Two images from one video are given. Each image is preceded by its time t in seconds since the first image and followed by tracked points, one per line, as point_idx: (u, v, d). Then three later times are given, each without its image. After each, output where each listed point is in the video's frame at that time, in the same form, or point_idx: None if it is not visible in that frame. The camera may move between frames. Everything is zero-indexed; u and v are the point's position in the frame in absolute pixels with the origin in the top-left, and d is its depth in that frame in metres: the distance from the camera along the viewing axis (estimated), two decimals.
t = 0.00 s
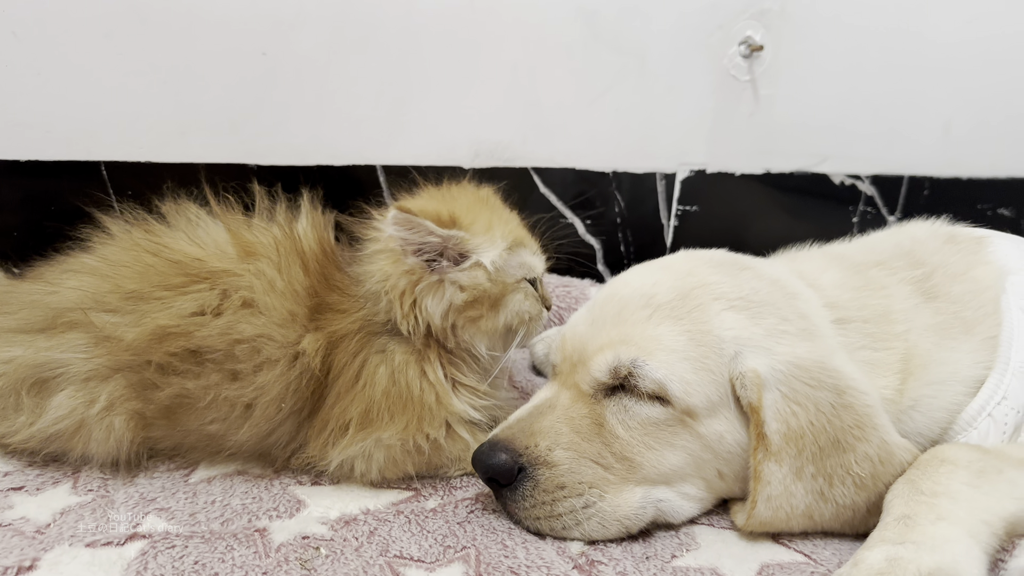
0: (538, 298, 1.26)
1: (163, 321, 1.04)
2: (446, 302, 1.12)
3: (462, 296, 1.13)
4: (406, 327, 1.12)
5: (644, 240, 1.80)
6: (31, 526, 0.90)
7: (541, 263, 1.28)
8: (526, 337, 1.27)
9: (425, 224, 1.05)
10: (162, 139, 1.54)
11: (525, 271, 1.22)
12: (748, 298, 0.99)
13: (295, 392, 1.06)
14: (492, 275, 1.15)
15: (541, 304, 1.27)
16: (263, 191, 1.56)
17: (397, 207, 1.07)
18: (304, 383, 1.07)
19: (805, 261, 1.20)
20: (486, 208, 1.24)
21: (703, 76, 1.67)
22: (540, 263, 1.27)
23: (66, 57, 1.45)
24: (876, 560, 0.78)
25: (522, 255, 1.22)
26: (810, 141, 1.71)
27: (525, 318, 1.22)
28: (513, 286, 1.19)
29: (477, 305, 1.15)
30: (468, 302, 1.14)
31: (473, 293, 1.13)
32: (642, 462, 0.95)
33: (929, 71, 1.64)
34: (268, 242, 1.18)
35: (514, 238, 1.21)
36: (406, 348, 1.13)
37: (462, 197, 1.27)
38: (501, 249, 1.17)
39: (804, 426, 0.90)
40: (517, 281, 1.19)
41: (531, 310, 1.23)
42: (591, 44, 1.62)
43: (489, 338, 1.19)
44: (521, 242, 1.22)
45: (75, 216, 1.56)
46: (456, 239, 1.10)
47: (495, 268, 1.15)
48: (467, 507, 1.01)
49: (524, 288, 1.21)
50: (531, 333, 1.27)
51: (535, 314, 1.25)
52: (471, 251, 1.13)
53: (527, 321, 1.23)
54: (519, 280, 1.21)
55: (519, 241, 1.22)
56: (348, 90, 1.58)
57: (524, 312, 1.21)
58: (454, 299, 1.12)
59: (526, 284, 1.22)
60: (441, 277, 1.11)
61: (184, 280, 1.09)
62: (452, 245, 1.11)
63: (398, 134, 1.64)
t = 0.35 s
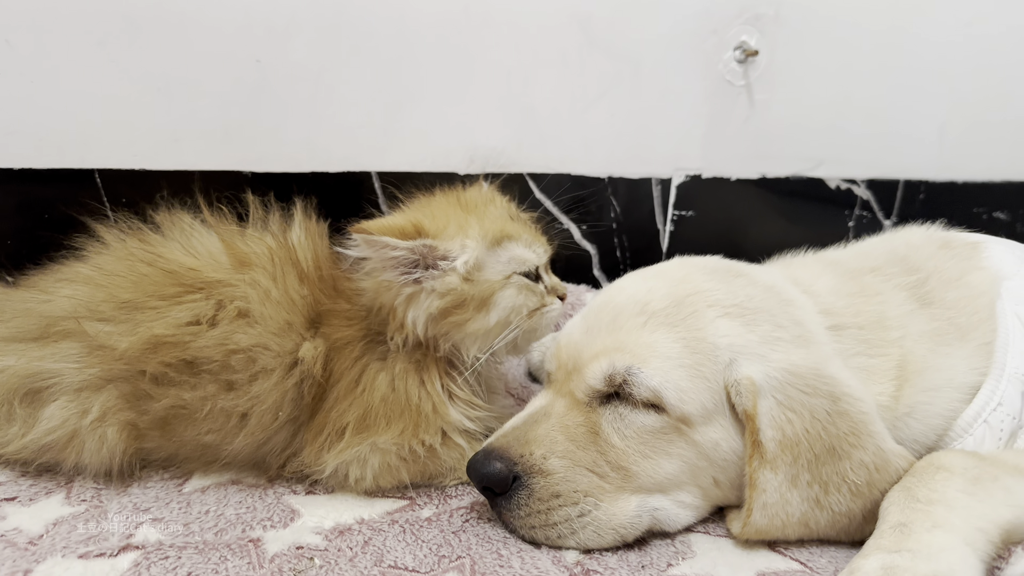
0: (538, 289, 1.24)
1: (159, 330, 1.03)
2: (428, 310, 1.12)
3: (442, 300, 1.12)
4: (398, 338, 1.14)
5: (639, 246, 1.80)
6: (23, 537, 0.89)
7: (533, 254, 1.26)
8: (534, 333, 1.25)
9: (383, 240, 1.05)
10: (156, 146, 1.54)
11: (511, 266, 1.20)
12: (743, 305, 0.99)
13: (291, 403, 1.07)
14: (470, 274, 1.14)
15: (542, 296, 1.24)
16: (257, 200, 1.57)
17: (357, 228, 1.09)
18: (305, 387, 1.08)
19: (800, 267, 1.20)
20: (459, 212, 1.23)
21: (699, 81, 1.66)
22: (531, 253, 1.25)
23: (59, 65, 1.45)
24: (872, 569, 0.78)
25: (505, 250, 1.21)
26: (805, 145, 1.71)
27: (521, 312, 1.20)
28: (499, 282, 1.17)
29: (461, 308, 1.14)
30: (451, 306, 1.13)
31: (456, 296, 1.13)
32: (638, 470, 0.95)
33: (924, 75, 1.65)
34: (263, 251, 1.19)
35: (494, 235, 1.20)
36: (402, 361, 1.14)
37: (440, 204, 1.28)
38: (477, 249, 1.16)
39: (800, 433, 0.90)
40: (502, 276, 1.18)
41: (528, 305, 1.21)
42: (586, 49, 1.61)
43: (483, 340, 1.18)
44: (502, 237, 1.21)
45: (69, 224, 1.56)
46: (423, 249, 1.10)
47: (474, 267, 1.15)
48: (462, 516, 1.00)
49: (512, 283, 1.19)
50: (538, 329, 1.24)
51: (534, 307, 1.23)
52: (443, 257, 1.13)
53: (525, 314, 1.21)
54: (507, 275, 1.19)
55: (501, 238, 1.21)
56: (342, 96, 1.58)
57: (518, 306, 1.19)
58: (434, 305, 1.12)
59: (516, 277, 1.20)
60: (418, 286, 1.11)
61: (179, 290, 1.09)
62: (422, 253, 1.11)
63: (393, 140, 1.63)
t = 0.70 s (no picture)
0: (547, 294, 1.23)
1: (160, 338, 1.04)
2: (433, 321, 1.14)
3: (445, 311, 1.13)
4: (410, 348, 1.16)
5: (635, 252, 1.80)
6: (19, 548, 0.89)
7: (541, 259, 1.26)
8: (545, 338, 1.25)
9: (383, 256, 1.06)
10: (153, 154, 1.54)
11: (516, 272, 1.20)
12: (739, 311, 0.99)
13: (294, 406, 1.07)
14: (472, 283, 1.15)
15: (551, 301, 1.24)
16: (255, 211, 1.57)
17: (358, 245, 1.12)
18: (312, 389, 1.09)
19: (797, 273, 1.21)
20: (463, 221, 1.24)
21: (695, 88, 1.66)
22: (538, 258, 1.25)
23: (55, 73, 1.45)
24: None
25: (512, 256, 1.21)
26: (802, 151, 1.72)
27: (528, 318, 1.20)
28: (504, 290, 1.17)
29: (465, 317, 1.15)
30: (456, 316, 1.14)
31: (459, 305, 1.14)
32: (637, 479, 0.95)
33: (919, 80, 1.65)
34: (263, 262, 1.20)
35: (499, 242, 1.20)
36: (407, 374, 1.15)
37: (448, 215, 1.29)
38: (479, 257, 1.16)
39: (796, 440, 0.90)
40: (507, 283, 1.18)
41: (535, 311, 1.21)
42: (582, 56, 1.62)
43: (491, 348, 1.18)
44: (507, 244, 1.21)
45: (66, 233, 1.56)
46: (425, 261, 1.11)
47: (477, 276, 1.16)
48: (459, 525, 1.00)
49: (518, 289, 1.19)
50: (549, 334, 1.24)
51: (543, 313, 1.22)
52: (446, 267, 1.14)
53: (533, 320, 1.21)
54: (513, 283, 1.19)
55: (507, 244, 1.21)
56: (339, 104, 1.58)
57: (524, 314, 1.20)
58: (439, 315, 1.13)
59: (521, 284, 1.20)
60: (423, 297, 1.12)
61: (179, 300, 1.09)
62: (425, 265, 1.12)
63: (390, 148, 1.63)
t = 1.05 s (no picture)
0: (540, 302, 1.21)
1: (159, 347, 1.04)
2: (420, 333, 1.12)
3: (434, 322, 1.11)
4: (399, 361, 1.14)
5: (634, 254, 1.80)
6: (19, 555, 0.89)
7: (532, 265, 1.23)
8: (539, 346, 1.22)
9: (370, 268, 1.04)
10: (151, 159, 1.54)
11: (507, 280, 1.18)
12: (736, 315, 0.99)
13: (291, 414, 1.07)
14: (460, 294, 1.13)
15: (544, 309, 1.21)
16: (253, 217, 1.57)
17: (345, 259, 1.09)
18: (307, 399, 1.09)
19: (794, 277, 1.21)
20: (452, 229, 1.22)
21: (692, 91, 1.67)
22: (529, 264, 1.23)
23: (53, 78, 1.45)
24: None
25: (502, 263, 1.18)
26: (800, 154, 1.72)
27: (520, 327, 1.18)
28: (494, 300, 1.15)
29: (454, 328, 1.12)
30: (443, 327, 1.12)
31: (447, 317, 1.11)
32: (637, 485, 0.94)
33: (916, 84, 1.66)
34: (260, 270, 1.20)
35: (489, 250, 1.17)
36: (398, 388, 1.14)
37: (439, 222, 1.26)
38: (467, 267, 1.14)
39: (793, 443, 0.90)
40: (497, 292, 1.16)
41: (527, 319, 1.19)
42: (579, 60, 1.62)
43: (480, 358, 1.16)
44: (496, 251, 1.18)
45: (65, 239, 1.56)
46: (412, 272, 1.08)
47: (465, 284, 1.13)
48: (458, 531, 1.00)
49: (509, 299, 1.17)
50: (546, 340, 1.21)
51: (535, 322, 1.20)
52: (433, 278, 1.11)
53: (525, 329, 1.18)
54: (503, 292, 1.17)
55: (497, 251, 1.18)
56: (337, 108, 1.58)
57: (515, 324, 1.17)
58: (427, 327, 1.11)
59: (512, 293, 1.17)
60: (411, 308, 1.10)
61: (178, 308, 1.09)
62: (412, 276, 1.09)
63: (388, 152, 1.64)
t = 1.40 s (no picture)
0: (561, 276, 1.24)
1: (159, 352, 1.04)
2: (455, 326, 1.13)
3: (466, 312, 1.13)
4: (431, 364, 1.14)
5: (634, 257, 1.80)
6: (19, 559, 0.89)
7: (550, 246, 1.27)
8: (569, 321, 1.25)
9: (397, 270, 1.05)
10: (151, 163, 1.54)
11: (529, 260, 1.21)
12: (737, 318, 0.99)
13: (290, 419, 1.07)
14: (485, 277, 1.15)
15: (569, 280, 1.25)
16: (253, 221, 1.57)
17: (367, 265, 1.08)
18: (304, 405, 1.09)
19: (794, 280, 1.21)
20: (463, 222, 1.25)
21: (691, 93, 1.67)
22: (547, 245, 1.26)
23: (51, 81, 1.45)
24: None
25: (520, 245, 1.22)
26: (799, 156, 1.72)
27: (551, 301, 1.21)
28: (522, 279, 1.17)
29: (485, 316, 1.14)
30: (476, 317, 1.14)
31: (481, 304, 1.14)
32: (638, 487, 0.94)
33: (915, 86, 1.66)
34: (259, 274, 1.20)
35: (503, 236, 1.21)
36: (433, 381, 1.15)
37: (447, 219, 1.29)
38: (488, 252, 1.17)
39: (793, 446, 0.90)
40: (523, 272, 1.18)
41: (557, 292, 1.22)
42: (579, 62, 1.62)
43: (517, 341, 1.18)
44: (511, 235, 1.22)
45: (65, 242, 1.56)
46: (438, 266, 1.10)
47: (488, 268, 1.16)
48: (459, 534, 1.00)
49: (536, 275, 1.20)
50: (572, 315, 1.24)
51: (563, 293, 1.23)
52: (459, 269, 1.13)
53: (556, 303, 1.22)
54: (530, 269, 1.20)
55: (512, 236, 1.22)
56: (337, 111, 1.58)
57: (547, 299, 1.20)
58: (460, 318, 1.13)
59: (538, 270, 1.21)
60: (441, 304, 1.12)
61: (178, 312, 1.09)
62: (438, 271, 1.10)
63: (388, 154, 1.64)
